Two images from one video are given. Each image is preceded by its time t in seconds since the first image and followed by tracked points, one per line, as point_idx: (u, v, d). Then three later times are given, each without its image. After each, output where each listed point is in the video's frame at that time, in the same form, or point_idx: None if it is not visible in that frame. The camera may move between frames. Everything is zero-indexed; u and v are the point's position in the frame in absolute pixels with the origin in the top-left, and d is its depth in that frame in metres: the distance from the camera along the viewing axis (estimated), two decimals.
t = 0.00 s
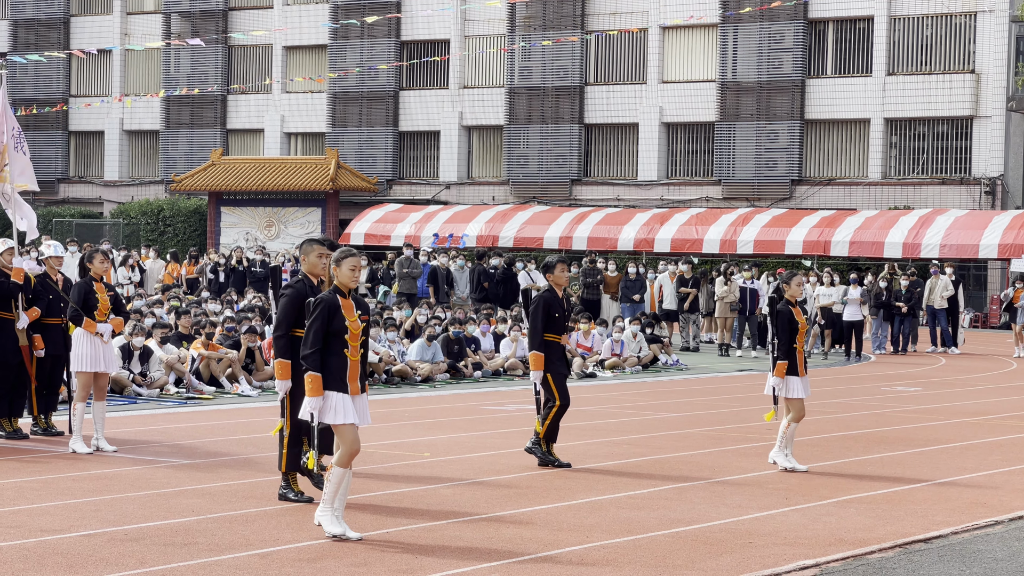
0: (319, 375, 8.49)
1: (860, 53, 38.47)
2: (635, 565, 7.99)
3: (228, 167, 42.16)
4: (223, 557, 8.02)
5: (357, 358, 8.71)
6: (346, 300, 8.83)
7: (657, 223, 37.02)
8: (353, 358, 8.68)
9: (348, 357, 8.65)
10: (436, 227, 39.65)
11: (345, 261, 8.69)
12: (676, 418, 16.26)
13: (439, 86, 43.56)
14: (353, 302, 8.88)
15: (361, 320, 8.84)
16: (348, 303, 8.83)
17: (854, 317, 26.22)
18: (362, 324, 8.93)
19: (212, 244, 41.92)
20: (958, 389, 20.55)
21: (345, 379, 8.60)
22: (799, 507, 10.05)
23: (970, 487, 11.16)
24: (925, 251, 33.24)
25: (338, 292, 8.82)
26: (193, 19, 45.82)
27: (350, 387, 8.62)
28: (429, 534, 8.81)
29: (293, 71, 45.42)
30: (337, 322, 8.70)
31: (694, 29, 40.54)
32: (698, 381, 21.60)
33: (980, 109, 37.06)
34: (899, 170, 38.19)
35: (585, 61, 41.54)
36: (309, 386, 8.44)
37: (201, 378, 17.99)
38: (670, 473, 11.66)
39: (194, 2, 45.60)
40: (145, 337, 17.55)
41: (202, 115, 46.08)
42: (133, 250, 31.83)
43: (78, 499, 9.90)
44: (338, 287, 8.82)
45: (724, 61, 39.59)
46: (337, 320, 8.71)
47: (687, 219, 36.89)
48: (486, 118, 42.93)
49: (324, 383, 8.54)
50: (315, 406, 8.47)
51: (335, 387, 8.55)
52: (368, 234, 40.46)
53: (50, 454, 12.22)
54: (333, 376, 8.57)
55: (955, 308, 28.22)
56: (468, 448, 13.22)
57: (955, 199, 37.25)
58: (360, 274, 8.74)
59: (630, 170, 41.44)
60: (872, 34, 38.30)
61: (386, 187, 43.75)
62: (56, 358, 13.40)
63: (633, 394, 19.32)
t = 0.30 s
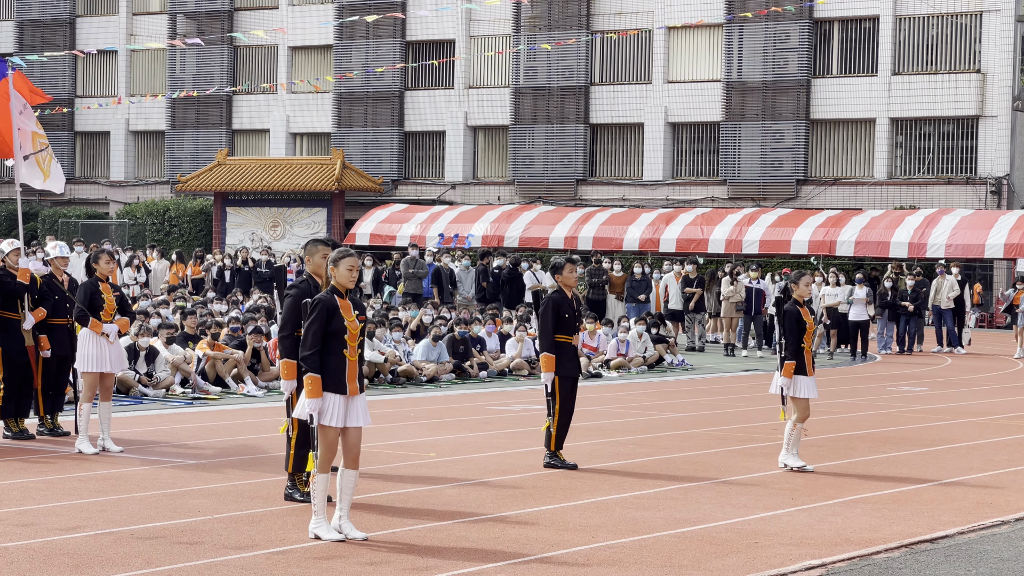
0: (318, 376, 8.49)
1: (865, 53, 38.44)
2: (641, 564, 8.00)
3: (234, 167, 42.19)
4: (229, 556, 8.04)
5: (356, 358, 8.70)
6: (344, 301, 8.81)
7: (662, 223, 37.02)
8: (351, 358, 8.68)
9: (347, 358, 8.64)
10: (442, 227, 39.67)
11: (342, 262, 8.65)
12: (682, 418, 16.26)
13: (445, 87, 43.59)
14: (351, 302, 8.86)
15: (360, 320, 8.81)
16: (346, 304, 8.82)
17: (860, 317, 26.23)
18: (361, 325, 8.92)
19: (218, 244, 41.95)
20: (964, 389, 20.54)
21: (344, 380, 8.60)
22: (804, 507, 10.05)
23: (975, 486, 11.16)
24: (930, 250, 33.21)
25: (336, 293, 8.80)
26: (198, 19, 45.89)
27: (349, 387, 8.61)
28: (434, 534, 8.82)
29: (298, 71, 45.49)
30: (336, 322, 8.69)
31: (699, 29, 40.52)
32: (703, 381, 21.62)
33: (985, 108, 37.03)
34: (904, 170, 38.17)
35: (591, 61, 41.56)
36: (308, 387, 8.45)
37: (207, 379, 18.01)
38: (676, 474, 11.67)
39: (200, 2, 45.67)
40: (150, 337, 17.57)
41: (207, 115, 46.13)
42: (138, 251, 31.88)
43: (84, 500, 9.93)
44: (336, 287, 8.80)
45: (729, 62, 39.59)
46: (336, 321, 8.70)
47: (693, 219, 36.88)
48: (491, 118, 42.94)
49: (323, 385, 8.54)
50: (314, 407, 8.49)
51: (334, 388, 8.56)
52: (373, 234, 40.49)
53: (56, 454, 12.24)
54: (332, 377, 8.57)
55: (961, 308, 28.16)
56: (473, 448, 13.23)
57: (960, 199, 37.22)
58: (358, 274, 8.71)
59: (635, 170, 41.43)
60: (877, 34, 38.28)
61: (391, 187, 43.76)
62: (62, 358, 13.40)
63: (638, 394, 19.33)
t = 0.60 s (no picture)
0: (318, 377, 8.51)
1: (871, 54, 38.42)
2: (647, 566, 8.01)
3: (240, 169, 42.27)
4: (237, 558, 8.06)
5: (358, 358, 8.71)
6: (345, 302, 8.82)
7: (668, 224, 36.99)
8: (353, 358, 8.68)
9: (348, 358, 8.66)
10: (448, 228, 39.69)
11: (341, 262, 8.75)
12: (690, 418, 16.29)
13: (451, 88, 43.60)
14: (353, 302, 8.87)
15: (361, 320, 8.83)
16: (347, 304, 8.83)
17: (867, 318, 26.21)
18: (363, 325, 8.93)
19: (224, 245, 42.00)
20: (971, 390, 20.54)
21: (345, 381, 8.61)
22: (811, 508, 10.06)
23: (982, 487, 11.16)
24: (937, 251, 33.16)
25: (337, 293, 8.82)
26: (204, 21, 45.94)
27: (350, 388, 8.61)
28: (441, 535, 8.84)
29: (304, 73, 45.54)
30: (337, 322, 8.70)
31: (706, 30, 40.50)
32: (710, 381, 21.65)
33: (992, 109, 36.96)
34: (911, 170, 38.13)
35: (596, 61, 41.56)
36: (308, 389, 8.46)
37: (214, 380, 18.02)
38: (682, 475, 11.68)
39: (207, 4, 45.75)
40: (157, 338, 17.61)
41: (213, 117, 46.16)
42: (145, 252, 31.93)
43: (91, 501, 9.97)
44: (336, 288, 8.83)
45: (736, 63, 39.57)
46: (337, 321, 8.71)
47: (699, 220, 36.87)
48: (497, 119, 42.93)
49: (324, 385, 8.56)
50: (315, 408, 8.51)
51: (334, 388, 8.56)
52: (379, 235, 40.53)
53: (63, 456, 12.28)
54: (333, 377, 8.58)
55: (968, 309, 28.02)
56: (479, 448, 13.25)
57: (967, 200, 37.15)
58: (357, 274, 8.76)
59: (641, 170, 41.42)
60: (884, 35, 38.24)
61: (397, 189, 43.79)
62: (69, 359, 13.43)
63: (644, 395, 19.35)
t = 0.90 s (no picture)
0: (328, 378, 8.53)
1: (878, 55, 38.40)
2: (656, 567, 8.01)
3: (248, 170, 42.35)
4: (245, 559, 8.07)
5: (366, 361, 8.75)
6: (354, 304, 8.84)
7: (676, 226, 36.99)
8: (362, 361, 8.72)
9: (357, 361, 8.68)
10: (455, 229, 39.71)
11: (349, 262, 8.67)
12: (698, 420, 16.29)
13: (457, 89, 43.63)
14: (362, 304, 8.89)
15: (370, 322, 8.85)
16: (356, 307, 8.85)
17: (874, 319, 26.40)
18: (372, 327, 8.95)
19: (232, 246, 42.06)
20: (979, 391, 20.51)
21: (354, 383, 8.64)
22: (819, 510, 10.05)
23: (991, 489, 11.15)
24: (944, 252, 33.11)
25: (346, 295, 8.83)
26: (212, 23, 46.04)
27: (358, 390, 8.65)
28: (449, 537, 8.85)
29: (311, 74, 45.59)
30: (346, 324, 8.74)
31: (713, 31, 40.49)
32: (718, 382, 21.65)
33: (1000, 110, 36.86)
34: (919, 172, 38.06)
35: (603, 62, 41.58)
36: (318, 390, 8.46)
37: (221, 381, 18.06)
38: (690, 476, 11.68)
39: (214, 6, 45.85)
40: (165, 340, 17.60)
41: (220, 119, 46.22)
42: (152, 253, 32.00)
43: (99, 502, 9.99)
44: (345, 290, 8.84)
45: (742, 64, 39.54)
46: (346, 323, 8.74)
47: (706, 221, 36.86)
48: (504, 121, 42.93)
49: (334, 387, 8.57)
50: (326, 409, 8.50)
51: (344, 390, 8.58)
52: (387, 237, 40.59)
53: (72, 457, 12.32)
54: (342, 379, 8.60)
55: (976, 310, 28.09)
56: (487, 450, 13.27)
57: (974, 202, 36.94)
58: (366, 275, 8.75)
59: (648, 171, 41.41)
60: (891, 36, 38.21)
61: (404, 190, 43.84)
62: (78, 361, 13.43)
63: (652, 396, 19.34)
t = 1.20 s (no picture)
0: (335, 380, 8.54)
1: (884, 56, 38.36)
2: (662, 569, 8.01)
3: (255, 172, 42.41)
4: (251, 561, 8.08)
5: (374, 363, 8.74)
6: (362, 305, 8.83)
7: (683, 227, 36.97)
8: (370, 362, 8.72)
9: (365, 362, 8.68)
10: (463, 230, 39.71)
11: (357, 265, 8.73)
12: (705, 422, 16.28)
13: (464, 91, 43.62)
14: (370, 306, 8.88)
15: (377, 324, 8.84)
16: (364, 308, 8.84)
17: (882, 320, 26.41)
18: (380, 329, 8.94)
19: (239, 248, 42.10)
20: (986, 393, 20.47)
21: (362, 384, 8.62)
22: (827, 511, 10.04)
23: (998, 491, 11.12)
24: (952, 253, 33.06)
25: (353, 297, 8.83)
26: (219, 25, 46.11)
27: (366, 392, 8.62)
28: (456, 539, 8.85)
29: (318, 76, 45.61)
30: (353, 326, 8.74)
31: (720, 33, 40.46)
32: (725, 384, 21.62)
33: (1008, 111, 36.80)
34: (926, 173, 38.02)
35: (610, 64, 41.60)
36: (325, 392, 8.49)
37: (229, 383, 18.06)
38: (697, 478, 11.67)
39: (221, 7, 45.91)
40: (172, 342, 17.87)
41: (228, 121, 46.31)
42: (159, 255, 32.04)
43: (107, 504, 10.01)
44: (353, 292, 8.85)
45: (749, 65, 39.51)
46: (354, 325, 8.74)
47: (713, 222, 36.84)
48: (511, 122, 42.94)
49: (342, 389, 8.58)
50: (333, 411, 8.53)
51: (351, 392, 8.58)
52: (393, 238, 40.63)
53: (80, 459, 12.34)
54: (350, 381, 8.60)
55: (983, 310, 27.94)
56: (494, 452, 13.27)
57: (982, 202, 36.91)
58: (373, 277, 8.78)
59: (655, 172, 41.43)
60: (898, 37, 38.18)
61: (412, 192, 43.90)
62: (85, 362, 13.50)
63: (659, 398, 19.33)
